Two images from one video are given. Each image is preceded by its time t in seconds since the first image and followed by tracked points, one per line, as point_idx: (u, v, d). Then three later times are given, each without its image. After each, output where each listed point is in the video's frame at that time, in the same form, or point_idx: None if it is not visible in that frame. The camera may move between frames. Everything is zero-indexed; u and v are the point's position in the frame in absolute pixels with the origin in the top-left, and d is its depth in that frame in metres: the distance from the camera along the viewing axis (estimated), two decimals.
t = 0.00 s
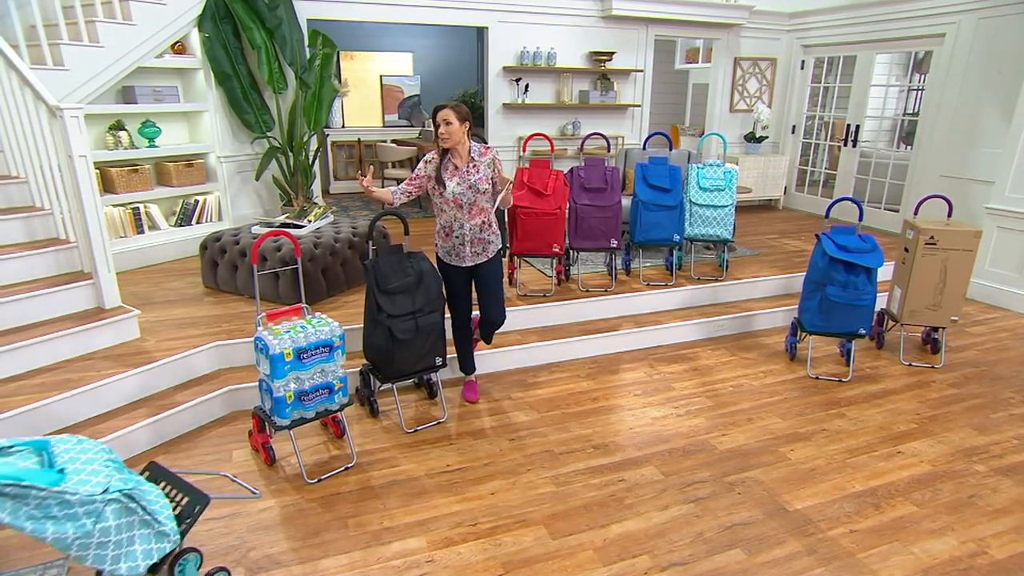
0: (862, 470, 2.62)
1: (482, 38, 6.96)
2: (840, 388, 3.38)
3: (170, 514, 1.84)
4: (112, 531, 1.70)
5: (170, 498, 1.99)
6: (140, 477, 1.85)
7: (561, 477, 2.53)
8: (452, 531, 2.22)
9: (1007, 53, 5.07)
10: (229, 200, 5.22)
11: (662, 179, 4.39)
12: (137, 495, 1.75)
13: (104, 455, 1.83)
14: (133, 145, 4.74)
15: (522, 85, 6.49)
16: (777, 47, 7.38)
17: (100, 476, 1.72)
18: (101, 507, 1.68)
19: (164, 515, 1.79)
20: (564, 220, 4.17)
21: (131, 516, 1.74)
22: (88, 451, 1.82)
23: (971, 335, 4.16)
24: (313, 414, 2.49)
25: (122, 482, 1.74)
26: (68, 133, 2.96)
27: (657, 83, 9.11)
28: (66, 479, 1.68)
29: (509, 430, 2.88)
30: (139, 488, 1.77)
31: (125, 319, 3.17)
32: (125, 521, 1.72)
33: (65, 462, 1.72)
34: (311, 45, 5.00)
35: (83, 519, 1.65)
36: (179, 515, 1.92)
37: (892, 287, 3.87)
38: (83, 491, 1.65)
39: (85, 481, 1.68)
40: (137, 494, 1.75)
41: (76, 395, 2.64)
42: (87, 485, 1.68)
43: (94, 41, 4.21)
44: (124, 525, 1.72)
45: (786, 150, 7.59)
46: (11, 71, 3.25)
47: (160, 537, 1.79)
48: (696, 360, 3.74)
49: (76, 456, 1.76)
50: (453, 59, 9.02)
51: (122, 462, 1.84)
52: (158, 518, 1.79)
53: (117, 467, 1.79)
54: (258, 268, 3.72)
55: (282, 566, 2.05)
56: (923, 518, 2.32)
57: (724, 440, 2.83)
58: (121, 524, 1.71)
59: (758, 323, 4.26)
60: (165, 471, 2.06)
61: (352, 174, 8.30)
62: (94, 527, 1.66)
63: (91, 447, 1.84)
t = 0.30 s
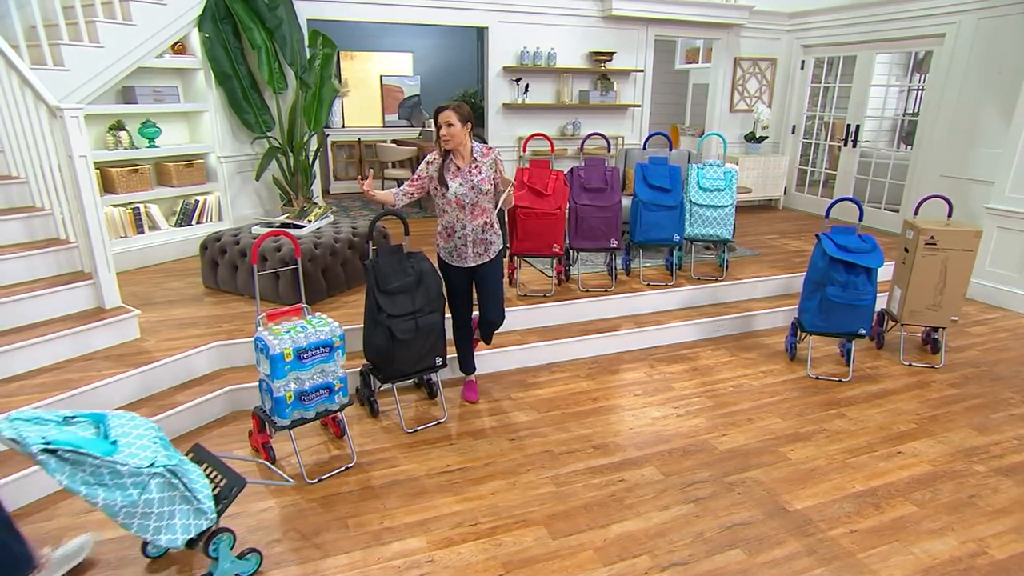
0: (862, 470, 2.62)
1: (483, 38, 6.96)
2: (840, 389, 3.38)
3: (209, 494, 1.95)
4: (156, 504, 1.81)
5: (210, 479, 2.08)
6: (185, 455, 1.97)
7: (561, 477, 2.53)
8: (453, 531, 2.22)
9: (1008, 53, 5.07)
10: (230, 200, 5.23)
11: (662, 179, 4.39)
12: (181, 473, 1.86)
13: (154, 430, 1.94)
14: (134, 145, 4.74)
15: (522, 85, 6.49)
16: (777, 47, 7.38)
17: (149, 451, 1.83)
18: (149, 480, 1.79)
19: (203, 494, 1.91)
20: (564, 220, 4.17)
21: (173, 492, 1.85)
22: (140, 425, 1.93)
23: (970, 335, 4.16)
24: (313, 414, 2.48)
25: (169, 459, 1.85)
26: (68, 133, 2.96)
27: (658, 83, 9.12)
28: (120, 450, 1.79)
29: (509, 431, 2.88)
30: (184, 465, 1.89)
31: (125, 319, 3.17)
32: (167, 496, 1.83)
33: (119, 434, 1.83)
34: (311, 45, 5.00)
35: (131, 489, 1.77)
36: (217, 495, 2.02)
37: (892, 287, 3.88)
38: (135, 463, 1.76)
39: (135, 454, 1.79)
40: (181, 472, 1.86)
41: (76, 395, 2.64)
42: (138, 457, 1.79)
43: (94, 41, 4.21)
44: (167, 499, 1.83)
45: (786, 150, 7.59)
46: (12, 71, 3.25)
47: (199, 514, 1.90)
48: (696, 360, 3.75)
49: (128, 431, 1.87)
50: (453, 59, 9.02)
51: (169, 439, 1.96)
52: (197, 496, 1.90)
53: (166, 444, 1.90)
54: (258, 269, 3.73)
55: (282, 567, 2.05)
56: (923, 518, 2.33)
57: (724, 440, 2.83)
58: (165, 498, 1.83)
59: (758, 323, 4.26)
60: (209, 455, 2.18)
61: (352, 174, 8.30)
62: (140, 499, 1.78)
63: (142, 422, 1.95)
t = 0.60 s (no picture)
0: (861, 471, 2.62)
1: (482, 38, 6.96)
2: (840, 389, 3.38)
3: (238, 479, 1.94)
4: (183, 483, 1.82)
5: (245, 466, 2.09)
6: (221, 440, 1.97)
7: (560, 478, 2.53)
8: (452, 531, 2.22)
9: (1007, 53, 5.07)
10: (230, 201, 5.23)
11: (661, 179, 4.39)
12: (213, 456, 1.87)
13: (196, 411, 1.96)
14: (134, 146, 4.75)
15: (522, 86, 6.49)
16: (777, 47, 7.38)
17: (185, 431, 1.84)
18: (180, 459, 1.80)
19: (232, 480, 1.91)
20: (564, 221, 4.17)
21: (202, 474, 1.85)
22: (182, 405, 1.95)
23: (970, 335, 4.16)
24: (313, 415, 2.47)
25: (202, 440, 1.86)
26: (67, 134, 2.97)
27: (658, 83, 9.13)
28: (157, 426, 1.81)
29: (509, 431, 2.88)
30: (216, 449, 1.89)
31: (125, 319, 3.17)
32: (196, 477, 1.83)
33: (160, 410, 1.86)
34: (310, 46, 5.01)
35: (161, 466, 1.78)
36: (246, 484, 2.02)
37: (892, 288, 3.87)
38: (167, 440, 1.78)
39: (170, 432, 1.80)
40: (213, 455, 1.87)
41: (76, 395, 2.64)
42: (171, 436, 1.80)
43: (94, 42, 4.21)
44: (196, 480, 1.83)
45: (786, 151, 7.59)
46: (12, 72, 3.25)
47: (225, 500, 1.89)
48: (695, 360, 3.74)
49: (171, 410, 1.90)
50: (453, 59, 9.02)
51: (210, 420, 1.98)
52: (225, 480, 1.90)
53: (204, 425, 1.92)
54: (258, 269, 3.73)
55: (281, 567, 2.05)
56: (922, 519, 2.32)
57: (724, 441, 2.83)
58: (194, 479, 1.83)
59: (758, 324, 4.26)
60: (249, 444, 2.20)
61: (352, 175, 8.32)
62: (169, 476, 1.78)
63: (185, 402, 1.97)
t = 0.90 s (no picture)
0: (862, 472, 2.61)
1: (483, 38, 6.96)
2: (841, 390, 3.37)
3: (239, 482, 1.92)
4: (182, 476, 1.81)
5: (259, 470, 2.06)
6: (234, 437, 1.97)
7: (560, 479, 2.53)
8: (452, 532, 2.22)
9: (1010, 53, 5.05)
10: (232, 201, 5.24)
11: (662, 180, 4.38)
12: (216, 455, 1.86)
13: (216, 403, 1.98)
14: (135, 146, 4.76)
15: (523, 86, 6.50)
16: (779, 47, 7.37)
17: (195, 425, 1.85)
18: (182, 451, 1.80)
19: (232, 482, 1.90)
20: (564, 221, 4.17)
21: (203, 470, 1.84)
22: (205, 394, 1.97)
23: (973, 336, 4.15)
24: (313, 416, 2.46)
25: (209, 436, 1.86)
26: (69, 136, 2.99)
27: (659, 83, 9.12)
28: (171, 414, 1.82)
29: (508, 432, 2.88)
30: (222, 448, 1.89)
31: (126, 319, 3.18)
32: (196, 473, 1.82)
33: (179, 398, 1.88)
34: (312, 46, 5.02)
35: (164, 454, 1.78)
36: (252, 489, 1.98)
37: (893, 289, 3.87)
38: (174, 431, 1.78)
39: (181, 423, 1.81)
40: (216, 453, 1.86)
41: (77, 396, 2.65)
42: (179, 426, 1.81)
43: (95, 42, 4.21)
44: (195, 476, 1.83)
45: (788, 151, 7.58)
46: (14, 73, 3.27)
47: (222, 501, 1.87)
48: (696, 361, 3.74)
49: (192, 401, 1.92)
50: (455, 59, 9.02)
51: (228, 416, 1.98)
52: (225, 481, 1.88)
53: (217, 420, 1.92)
54: (259, 270, 3.73)
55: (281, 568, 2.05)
56: (923, 521, 2.32)
57: (724, 442, 2.83)
58: (193, 474, 1.82)
59: (760, 324, 4.25)
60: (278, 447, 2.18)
61: (353, 176, 8.33)
62: (168, 466, 1.79)
63: (210, 392, 1.99)
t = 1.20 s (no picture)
0: (870, 477, 2.59)
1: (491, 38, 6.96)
2: (850, 393, 3.34)
3: (253, 481, 1.91)
4: (197, 467, 1.82)
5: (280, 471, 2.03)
6: (256, 435, 1.97)
7: (565, 481, 2.52)
8: (456, 533, 2.21)
9: None
10: (240, 201, 5.27)
11: (670, 181, 4.36)
12: (231, 450, 1.86)
13: (244, 398, 1.99)
14: (146, 146, 4.80)
15: (531, 87, 6.50)
16: (789, 48, 7.33)
17: (216, 419, 1.86)
18: (199, 443, 1.82)
19: (247, 480, 1.89)
20: (571, 222, 4.16)
21: (218, 465, 1.84)
22: (235, 388, 1.99)
23: (985, 339, 4.10)
24: (318, 416, 2.46)
25: (227, 431, 1.87)
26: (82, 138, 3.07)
27: (668, 84, 9.09)
28: (196, 405, 1.85)
29: (514, 434, 2.87)
30: (238, 445, 1.89)
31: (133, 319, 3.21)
32: (211, 466, 1.83)
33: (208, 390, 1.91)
34: (321, 47, 5.05)
35: (182, 444, 1.81)
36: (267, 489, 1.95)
37: (903, 291, 3.83)
38: (193, 422, 1.80)
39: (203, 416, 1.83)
40: (232, 449, 1.86)
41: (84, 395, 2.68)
42: (200, 418, 1.83)
43: (106, 44, 4.24)
44: (210, 469, 1.83)
45: (797, 152, 7.53)
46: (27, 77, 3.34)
47: (233, 497, 1.86)
48: (703, 363, 3.72)
49: (221, 395, 1.94)
50: (463, 60, 9.03)
51: (254, 413, 1.99)
52: (238, 478, 1.88)
53: (240, 416, 1.93)
54: (266, 270, 3.75)
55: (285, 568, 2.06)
56: (933, 527, 2.29)
57: (730, 445, 2.81)
58: (208, 468, 1.83)
59: (768, 326, 4.22)
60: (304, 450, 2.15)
61: (362, 176, 8.37)
62: (184, 456, 1.81)
63: (241, 388, 2.01)
